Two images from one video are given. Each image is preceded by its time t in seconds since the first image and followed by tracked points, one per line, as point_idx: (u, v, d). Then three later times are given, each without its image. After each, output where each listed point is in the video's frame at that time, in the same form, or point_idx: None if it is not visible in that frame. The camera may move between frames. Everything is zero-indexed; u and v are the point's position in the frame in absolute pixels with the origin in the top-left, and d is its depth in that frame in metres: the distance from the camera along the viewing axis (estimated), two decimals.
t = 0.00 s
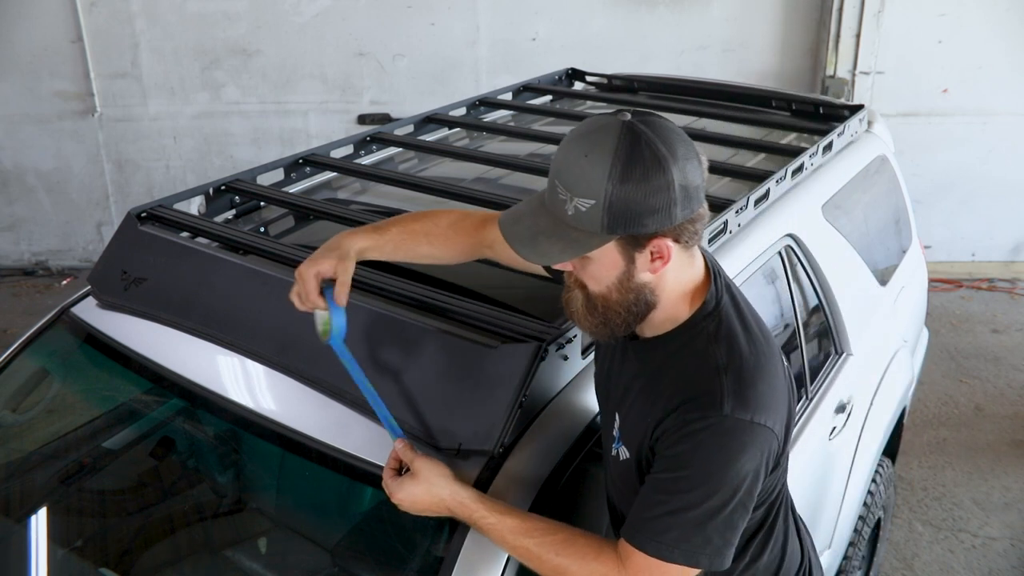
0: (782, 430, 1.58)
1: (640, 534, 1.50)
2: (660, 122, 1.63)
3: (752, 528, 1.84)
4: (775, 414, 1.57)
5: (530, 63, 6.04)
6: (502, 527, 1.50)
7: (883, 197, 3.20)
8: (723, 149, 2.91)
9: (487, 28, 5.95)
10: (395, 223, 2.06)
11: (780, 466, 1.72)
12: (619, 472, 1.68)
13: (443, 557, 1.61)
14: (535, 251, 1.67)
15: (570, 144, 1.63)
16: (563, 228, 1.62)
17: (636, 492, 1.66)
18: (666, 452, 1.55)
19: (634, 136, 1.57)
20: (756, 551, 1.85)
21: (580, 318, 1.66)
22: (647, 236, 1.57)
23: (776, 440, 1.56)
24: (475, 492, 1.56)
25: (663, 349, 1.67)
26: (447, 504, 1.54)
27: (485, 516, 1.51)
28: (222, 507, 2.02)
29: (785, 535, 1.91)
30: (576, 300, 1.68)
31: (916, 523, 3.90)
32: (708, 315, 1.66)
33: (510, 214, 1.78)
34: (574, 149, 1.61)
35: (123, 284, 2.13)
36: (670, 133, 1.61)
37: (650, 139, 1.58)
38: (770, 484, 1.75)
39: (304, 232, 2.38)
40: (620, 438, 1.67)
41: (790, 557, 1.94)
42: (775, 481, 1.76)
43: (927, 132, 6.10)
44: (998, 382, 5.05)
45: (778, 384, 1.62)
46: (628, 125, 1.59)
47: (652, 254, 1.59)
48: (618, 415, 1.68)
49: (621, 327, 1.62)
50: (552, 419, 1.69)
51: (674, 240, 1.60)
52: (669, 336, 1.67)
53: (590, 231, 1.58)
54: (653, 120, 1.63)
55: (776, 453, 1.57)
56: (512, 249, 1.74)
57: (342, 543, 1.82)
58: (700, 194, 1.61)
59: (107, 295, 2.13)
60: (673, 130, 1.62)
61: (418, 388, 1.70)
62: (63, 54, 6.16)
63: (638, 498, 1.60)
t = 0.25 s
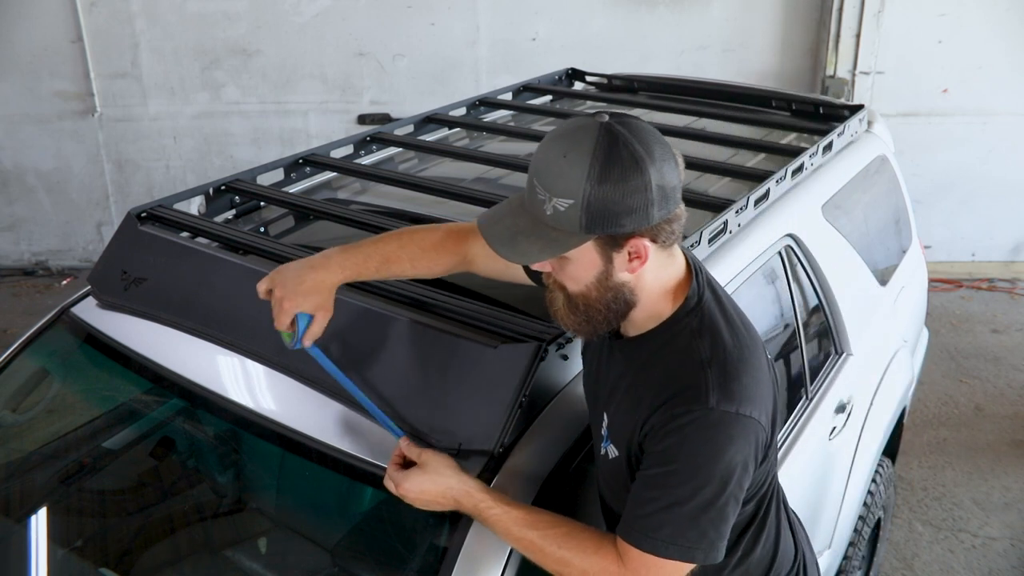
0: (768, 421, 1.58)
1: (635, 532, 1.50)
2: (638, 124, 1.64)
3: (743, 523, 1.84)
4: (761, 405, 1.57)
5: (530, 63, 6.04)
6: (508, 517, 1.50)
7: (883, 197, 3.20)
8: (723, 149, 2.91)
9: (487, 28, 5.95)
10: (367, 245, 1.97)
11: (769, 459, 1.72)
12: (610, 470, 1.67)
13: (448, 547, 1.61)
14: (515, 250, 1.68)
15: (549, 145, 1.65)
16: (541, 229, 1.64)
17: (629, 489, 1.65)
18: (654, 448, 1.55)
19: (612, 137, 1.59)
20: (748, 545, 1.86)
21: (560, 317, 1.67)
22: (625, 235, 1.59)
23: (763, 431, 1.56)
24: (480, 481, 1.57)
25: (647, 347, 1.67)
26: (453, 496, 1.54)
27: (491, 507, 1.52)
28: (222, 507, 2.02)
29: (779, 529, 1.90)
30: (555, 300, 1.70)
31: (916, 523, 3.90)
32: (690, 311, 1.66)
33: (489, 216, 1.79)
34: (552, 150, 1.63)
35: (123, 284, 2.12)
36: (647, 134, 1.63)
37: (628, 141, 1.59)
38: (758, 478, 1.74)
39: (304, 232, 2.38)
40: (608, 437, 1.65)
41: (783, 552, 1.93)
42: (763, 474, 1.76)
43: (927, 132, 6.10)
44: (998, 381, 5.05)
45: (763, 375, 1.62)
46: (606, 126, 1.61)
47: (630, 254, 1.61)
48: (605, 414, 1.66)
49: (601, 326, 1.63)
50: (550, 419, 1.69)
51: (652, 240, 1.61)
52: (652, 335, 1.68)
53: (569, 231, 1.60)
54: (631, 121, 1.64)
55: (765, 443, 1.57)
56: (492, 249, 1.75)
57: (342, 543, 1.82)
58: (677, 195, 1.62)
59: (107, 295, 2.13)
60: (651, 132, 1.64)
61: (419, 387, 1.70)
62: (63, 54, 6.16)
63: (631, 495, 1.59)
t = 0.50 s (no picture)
0: (746, 416, 1.57)
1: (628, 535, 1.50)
2: (608, 127, 1.64)
3: (729, 520, 1.85)
4: (737, 400, 1.56)
5: (530, 63, 6.04)
6: (509, 525, 1.51)
7: (883, 197, 3.20)
8: (723, 149, 2.91)
9: (487, 28, 5.95)
10: (358, 254, 1.97)
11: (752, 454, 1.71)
12: (597, 472, 1.68)
13: (448, 547, 1.61)
14: (490, 256, 1.67)
15: (520, 151, 1.64)
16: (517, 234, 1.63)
17: (617, 489, 1.65)
18: (634, 450, 1.54)
19: (581, 141, 1.59)
20: (734, 542, 1.86)
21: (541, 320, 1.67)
22: (599, 238, 1.58)
23: (741, 425, 1.55)
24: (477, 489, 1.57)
25: (625, 348, 1.66)
26: (454, 507, 1.55)
27: (491, 515, 1.52)
28: (222, 507, 2.03)
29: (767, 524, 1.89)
30: (534, 303, 1.69)
31: (916, 523, 3.90)
32: (666, 309, 1.65)
33: (465, 222, 1.78)
34: (523, 157, 1.62)
35: (123, 284, 2.12)
36: (617, 137, 1.62)
37: (597, 144, 1.59)
38: (743, 472, 1.75)
39: (304, 232, 2.37)
40: (592, 436, 1.66)
41: (771, 548, 1.91)
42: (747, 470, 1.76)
43: (927, 132, 6.10)
44: (998, 382, 5.05)
45: (739, 369, 1.61)
46: (575, 131, 1.61)
47: (606, 256, 1.60)
48: (588, 415, 1.66)
49: (582, 326, 1.63)
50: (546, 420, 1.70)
51: (626, 241, 1.60)
52: (630, 336, 1.66)
53: (543, 235, 1.59)
54: (601, 125, 1.64)
55: (745, 436, 1.56)
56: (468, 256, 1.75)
57: (342, 543, 1.82)
58: (650, 196, 1.62)
59: (107, 295, 2.13)
60: (621, 135, 1.63)
61: (421, 389, 1.70)
62: (63, 54, 6.16)
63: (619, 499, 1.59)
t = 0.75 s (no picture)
0: (726, 411, 1.57)
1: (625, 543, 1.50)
2: (576, 131, 1.64)
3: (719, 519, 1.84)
4: (714, 396, 1.55)
5: (530, 63, 6.04)
6: (519, 543, 1.50)
7: (883, 197, 3.20)
8: (723, 149, 2.91)
9: (487, 28, 5.95)
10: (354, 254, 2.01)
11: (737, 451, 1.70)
12: (586, 477, 1.66)
13: (442, 563, 1.61)
14: (465, 263, 1.68)
15: (490, 158, 1.65)
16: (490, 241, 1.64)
17: (609, 495, 1.64)
18: (619, 457, 1.53)
19: (549, 147, 1.59)
20: (723, 540, 1.86)
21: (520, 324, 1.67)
22: (570, 241, 1.59)
23: (720, 420, 1.54)
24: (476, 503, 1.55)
25: (604, 351, 1.65)
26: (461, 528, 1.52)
27: (498, 534, 1.51)
28: (222, 507, 2.03)
29: (756, 520, 1.88)
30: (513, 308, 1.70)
31: (916, 523, 3.91)
32: (644, 309, 1.65)
33: (441, 230, 1.79)
34: (493, 163, 1.63)
35: (123, 284, 2.12)
36: (586, 141, 1.63)
37: (565, 149, 1.60)
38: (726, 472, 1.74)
39: (304, 232, 2.37)
40: (576, 437, 1.64)
41: (761, 544, 1.91)
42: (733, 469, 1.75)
43: (927, 132, 6.10)
44: (998, 382, 5.05)
45: (717, 364, 1.61)
46: (543, 136, 1.61)
47: (580, 259, 1.61)
48: (574, 418, 1.65)
49: (561, 330, 1.61)
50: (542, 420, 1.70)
51: (597, 244, 1.61)
52: (608, 338, 1.66)
53: (514, 241, 1.60)
54: (569, 129, 1.65)
55: (726, 431, 1.55)
56: (445, 263, 1.75)
57: (343, 543, 1.82)
58: (621, 199, 1.62)
59: (107, 295, 2.13)
60: (590, 138, 1.64)
61: (417, 388, 1.71)
62: (63, 54, 6.16)
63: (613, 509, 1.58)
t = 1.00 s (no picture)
0: (718, 412, 1.56)
1: (616, 543, 1.50)
2: (563, 135, 1.64)
3: (714, 521, 1.84)
4: (704, 396, 1.54)
5: (530, 63, 6.04)
6: (514, 532, 1.51)
7: (882, 197, 3.20)
8: (723, 149, 2.91)
9: (487, 28, 5.95)
10: (353, 256, 1.99)
11: (729, 453, 1.70)
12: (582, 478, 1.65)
13: (445, 550, 1.62)
14: (457, 267, 1.69)
15: (477, 164, 1.65)
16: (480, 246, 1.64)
17: (601, 495, 1.63)
18: (610, 456, 1.54)
19: (535, 151, 1.60)
20: (720, 541, 1.86)
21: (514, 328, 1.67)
22: (559, 244, 1.59)
23: (710, 421, 1.54)
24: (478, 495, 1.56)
25: (598, 352, 1.65)
26: (457, 514, 1.53)
27: (495, 522, 1.52)
28: (222, 507, 2.03)
29: (753, 520, 1.88)
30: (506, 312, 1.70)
31: (916, 523, 3.91)
32: (637, 310, 1.65)
33: (434, 236, 1.80)
34: (479, 170, 1.63)
35: (123, 284, 2.12)
36: (573, 144, 1.63)
37: (551, 152, 1.60)
38: (720, 474, 1.73)
39: (304, 232, 2.37)
40: (572, 438, 1.64)
41: (758, 544, 1.90)
42: (727, 470, 1.75)
43: (927, 132, 6.10)
44: (998, 381, 5.05)
45: (711, 366, 1.60)
46: (529, 141, 1.62)
47: (569, 261, 1.61)
48: (570, 419, 1.65)
49: (556, 333, 1.61)
50: (542, 420, 1.70)
51: (587, 245, 1.61)
52: (601, 339, 1.66)
53: (504, 245, 1.60)
54: (556, 133, 1.64)
55: (716, 431, 1.55)
56: (438, 269, 1.76)
57: (342, 543, 1.82)
58: (610, 201, 1.62)
59: (107, 295, 2.13)
60: (577, 142, 1.64)
61: (417, 388, 1.72)
62: (63, 54, 6.16)
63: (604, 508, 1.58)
